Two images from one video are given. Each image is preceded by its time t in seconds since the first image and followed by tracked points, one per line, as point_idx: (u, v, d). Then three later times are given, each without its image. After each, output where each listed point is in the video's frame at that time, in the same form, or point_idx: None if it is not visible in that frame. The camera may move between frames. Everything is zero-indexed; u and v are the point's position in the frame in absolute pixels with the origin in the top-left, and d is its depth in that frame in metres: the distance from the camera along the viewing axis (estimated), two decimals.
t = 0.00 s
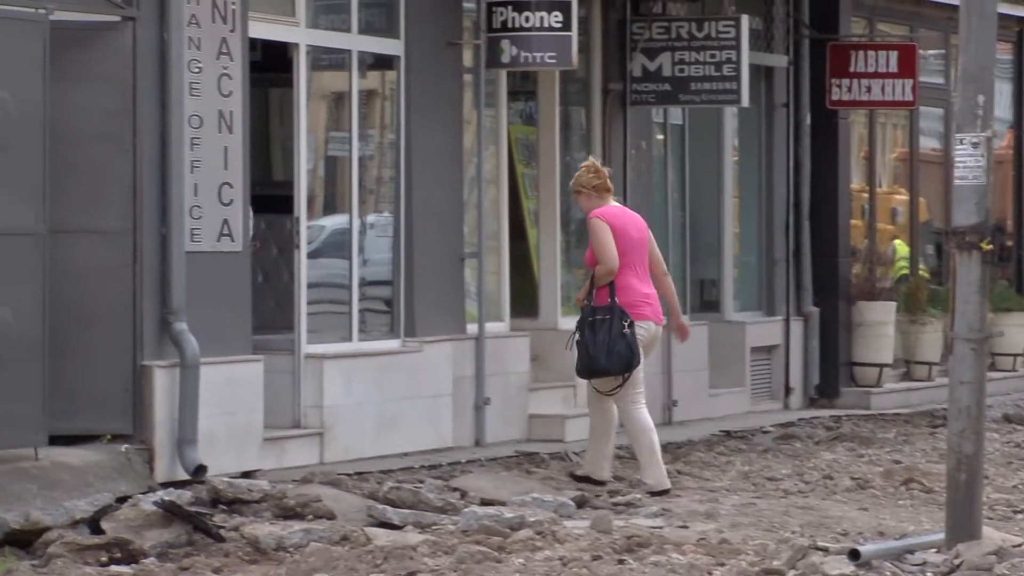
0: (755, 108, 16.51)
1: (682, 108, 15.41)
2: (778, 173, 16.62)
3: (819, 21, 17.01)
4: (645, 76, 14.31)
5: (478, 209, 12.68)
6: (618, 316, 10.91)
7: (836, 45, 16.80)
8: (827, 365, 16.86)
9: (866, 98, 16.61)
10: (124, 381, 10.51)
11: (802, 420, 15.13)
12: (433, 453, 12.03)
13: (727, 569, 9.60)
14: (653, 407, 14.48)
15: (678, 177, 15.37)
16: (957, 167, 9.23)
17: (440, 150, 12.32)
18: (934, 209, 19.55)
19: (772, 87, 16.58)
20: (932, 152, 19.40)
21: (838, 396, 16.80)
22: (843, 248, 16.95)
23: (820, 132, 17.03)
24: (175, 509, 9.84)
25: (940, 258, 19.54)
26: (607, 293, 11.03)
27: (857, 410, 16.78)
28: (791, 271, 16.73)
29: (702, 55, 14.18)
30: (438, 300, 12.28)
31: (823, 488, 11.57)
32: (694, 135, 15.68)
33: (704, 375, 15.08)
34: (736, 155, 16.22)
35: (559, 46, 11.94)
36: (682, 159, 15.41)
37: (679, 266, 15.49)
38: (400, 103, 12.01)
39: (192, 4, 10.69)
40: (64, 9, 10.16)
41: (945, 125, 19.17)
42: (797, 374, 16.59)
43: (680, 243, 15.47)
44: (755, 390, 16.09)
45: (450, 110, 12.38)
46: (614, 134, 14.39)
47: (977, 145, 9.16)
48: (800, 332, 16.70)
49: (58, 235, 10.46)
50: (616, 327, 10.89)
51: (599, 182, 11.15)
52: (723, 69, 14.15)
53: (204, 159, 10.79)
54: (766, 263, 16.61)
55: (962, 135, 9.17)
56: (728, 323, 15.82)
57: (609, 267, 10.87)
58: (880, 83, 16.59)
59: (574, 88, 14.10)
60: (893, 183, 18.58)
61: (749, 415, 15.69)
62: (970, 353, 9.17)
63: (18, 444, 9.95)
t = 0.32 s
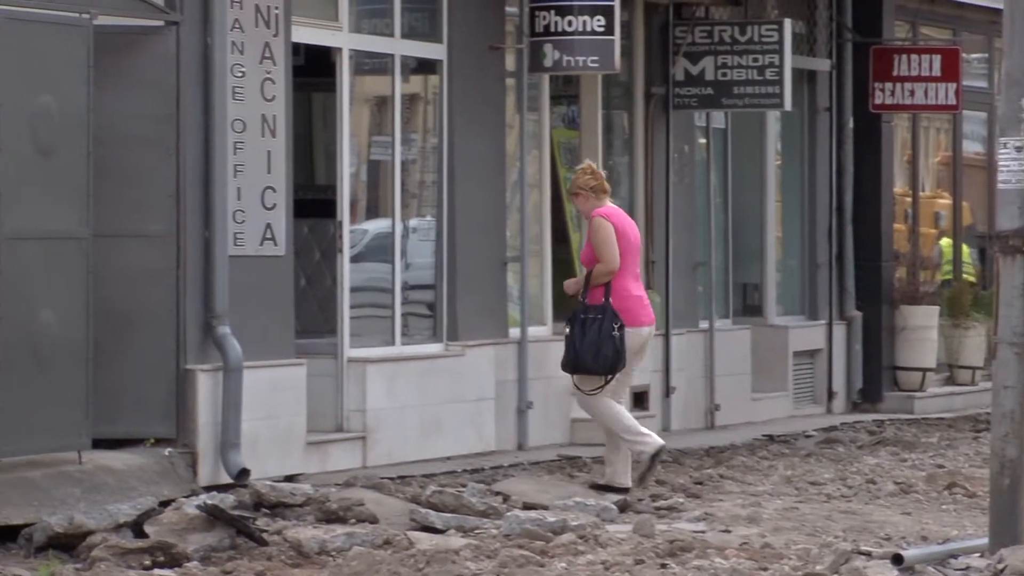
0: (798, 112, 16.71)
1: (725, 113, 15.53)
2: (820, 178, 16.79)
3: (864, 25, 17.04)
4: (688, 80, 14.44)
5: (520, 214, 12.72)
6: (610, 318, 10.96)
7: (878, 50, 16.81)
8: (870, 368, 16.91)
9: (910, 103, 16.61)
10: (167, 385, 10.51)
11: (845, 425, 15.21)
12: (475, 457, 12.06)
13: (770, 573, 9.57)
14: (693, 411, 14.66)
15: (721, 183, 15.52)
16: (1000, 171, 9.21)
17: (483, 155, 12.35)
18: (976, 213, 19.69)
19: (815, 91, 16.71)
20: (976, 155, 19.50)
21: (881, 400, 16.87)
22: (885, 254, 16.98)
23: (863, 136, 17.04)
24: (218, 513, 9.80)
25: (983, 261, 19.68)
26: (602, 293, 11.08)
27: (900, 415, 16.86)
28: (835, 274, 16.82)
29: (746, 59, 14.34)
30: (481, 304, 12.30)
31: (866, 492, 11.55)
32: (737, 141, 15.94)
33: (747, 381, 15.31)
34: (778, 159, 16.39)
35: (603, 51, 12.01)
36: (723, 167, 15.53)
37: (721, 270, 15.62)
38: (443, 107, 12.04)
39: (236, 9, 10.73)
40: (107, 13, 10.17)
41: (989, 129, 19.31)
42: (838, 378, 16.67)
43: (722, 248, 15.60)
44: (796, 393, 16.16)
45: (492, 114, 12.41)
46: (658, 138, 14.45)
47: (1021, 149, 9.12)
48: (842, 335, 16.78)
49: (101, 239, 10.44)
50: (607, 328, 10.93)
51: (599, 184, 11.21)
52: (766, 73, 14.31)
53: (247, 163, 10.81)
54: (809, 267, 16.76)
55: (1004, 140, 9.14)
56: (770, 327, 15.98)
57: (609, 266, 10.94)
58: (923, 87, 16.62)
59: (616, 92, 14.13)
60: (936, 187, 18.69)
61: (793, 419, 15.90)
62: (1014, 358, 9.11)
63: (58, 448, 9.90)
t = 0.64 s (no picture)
0: (833, 115, 16.82)
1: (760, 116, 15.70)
2: (855, 180, 16.85)
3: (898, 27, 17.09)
4: (723, 83, 14.51)
5: (555, 217, 12.78)
6: (597, 318, 10.85)
7: (915, 52, 16.99)
8: (905, 373, 17.05)
9: (945, 105, 16.69)
10: (202, 388, 10.50)
11: (880, 429, 15.26)
12: (509, 460, 12.07)
13: None
14: (727, 416, 14.79)
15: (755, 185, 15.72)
16: None
17: (519, 159, 12.37)
18: (1012, 216, 19.68)
19: (850, 94, 16.84)
20: (1011, 158, 19.47)
21: (915, 404, 17.01)
22: (918, 257, 17.06)
23: (898, 139, 17.18)
24: (252, 515, 9.66)
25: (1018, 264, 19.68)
26: (592, 293, 10.98)
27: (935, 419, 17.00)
28: (869, 278, 16.89)
29: (780, 62, 14.40)
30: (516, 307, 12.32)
31: (901, 496, 11.53)
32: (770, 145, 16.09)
33: (782, 384, 15.41)
34: (813, 160, 16.52)
35: (638, 54, 12.06)
36: (758, 169, 15.74)
37: (756, 273, 15.78)
38: (478, 111, 12.07)
39: (271, 12, 10.73)
40: (143, 16, 10.15)
41: None
42: (874, 382, 16.78)
43: (756, 252, 15.75)
44: (831, 396, 16.31)
45: (528, 117, 12.43)
46: (692, 141, 14.55)
47: None
48: (878, 338, 16.89)
49: (135, 242, 10.44)
50: (593, 328, 10.83)
51: (591, 185, 11.07)
52: (801, 75, 14.39)
53: (282, 166, 10.82)
54: (844, 271, 16.84)
55: None
56: (805, 330, 16.12)
57: (604, 269, 10.84)
58: (958, 89, 16.71)
59: (651, 96, 14.32)
60: (971, 190, 18.67)
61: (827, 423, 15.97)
62: None
63: (93, 451, 9.84)
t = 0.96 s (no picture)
0: (859, 116, 16.94)
1: (786, 117, 15.87)
2: (881, 181, 17.04)
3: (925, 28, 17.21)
4: (749, 84, 14.56)
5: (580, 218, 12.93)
6: (577, 316, 10.77)
7: (940, 53, 17.17)
8: (930, 376, 17.27)
9: (972, 106, 16.90)
10: (227, 387, 10.47)
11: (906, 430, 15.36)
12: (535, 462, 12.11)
13: None
14: (754, 415, 14.83)
15: (781, 185, 15.85)
16: None
17: (547, 162, 12.48)
18: None
19: (876, 96, 17.02)
20: None
21: (941, 405, 17.23)
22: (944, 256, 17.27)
23: (922, 139, 17.40)
24: (278, 516, 9.57)
25: None
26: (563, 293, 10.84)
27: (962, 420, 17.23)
28: (894, 279, 17.08)
29: (806, 62, 14.47)
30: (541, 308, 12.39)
31: (927, 497, 11.55)
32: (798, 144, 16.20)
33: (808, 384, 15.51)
34: (838, 160, 16.65)
35: (664, 55, 12.06)
36: (784, 170, 15.87)
37: (781, 273, 15.91)
38: (502, 112, 12.11)
39: (297, 13, 10.74)
40: (168, 18, 10.13)
41: None
42: (899, 384, 16.97)
43: (782, 253, 15.88)
44: (857, 398, 16.46)
45: (554, 119, 12.51)
46: (716, 141, 14.64)
47: None
48: (903, 340, 17.07)
49: (160, 243, 10.40)
50: (576, 327, 10.75)
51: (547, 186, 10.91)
52: (827, 76, 14.44)
53: (308, 167, 10.83)
54: (869, 273, 16.99)
55: None
56: (831, 331, 16.25)
57: (568, 268, 10.69)
58: (984, 91, 16.95)
59: (676, 97, 14.50)
60: (998, 192, 18.95)
61: (852, 423, 16.07)
62: None
63: (118, 452, 9.75)
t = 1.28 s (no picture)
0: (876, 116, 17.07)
1: (802, 117, 15.90)
2: (898, 179, 17.15)
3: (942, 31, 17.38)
4: (765, 84, 14.63)
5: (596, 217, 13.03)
6: (551, 316, 10.76)
7: (957, 53, 17.19)
8: (946, 375, 17.37)
9: (987, 106, 16.92)
10: (244, 389, 10.42)
11: (922, 430, 15.43)
12: (551, 462, 12.21)
13: None
14: (770, 415, 14.88)
15: (797, 185, 15.88)
16: None
17: (562, 161, 12.64)
18: None
19: (892, 95, 17.11)
20: None
21: (957, 405, 17.32)
22: (960, 256, 17.34)
23: (940, 140, 17.47)
24: (294, 515, 9.42)
25: None
26: (536, 294, 10.85)
27: (978, 420, 17.31)
28: (910, 280, 17.15)
29: (823, 62, 14.55)
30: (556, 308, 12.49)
31: (943, 497, 11.56)
32: (816, 145, 16.29)
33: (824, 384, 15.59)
34: (854, 160, 16.70)
35: (680, 55, 12.15)
36: (800, 170, 15.91)
37: (797, 272, 15.95)
38: (519, 111, 12.25)
39: (314, 13, 10.74)
40: (186, 18, 10.10)
41: None
42: (915, 385, 17.06)
43: (798, 253, 15.92)
44: (873, 398, 16.56)
45: (568, 117, 12.67)
46: (733, 142, 14.68)
47: None
48: (918, 342, 17.18)
49: (177, 244, 10.35)
50: (550, 326, 10.73)
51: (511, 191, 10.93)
52: (844, 76, 14.50)
53: (324, 167, 10.83)
54: (886, 272, 17.10)
55: None
56: (847, 331, 16.32)
57: (540, 268, 10.70)
58: (1000, 91, 16.96)
59: (693, 97, 14.52)
60: (1013, 191, 19.16)
61: (867, 423, 16.13)
62: None
63: (134, 452, 9.68)
